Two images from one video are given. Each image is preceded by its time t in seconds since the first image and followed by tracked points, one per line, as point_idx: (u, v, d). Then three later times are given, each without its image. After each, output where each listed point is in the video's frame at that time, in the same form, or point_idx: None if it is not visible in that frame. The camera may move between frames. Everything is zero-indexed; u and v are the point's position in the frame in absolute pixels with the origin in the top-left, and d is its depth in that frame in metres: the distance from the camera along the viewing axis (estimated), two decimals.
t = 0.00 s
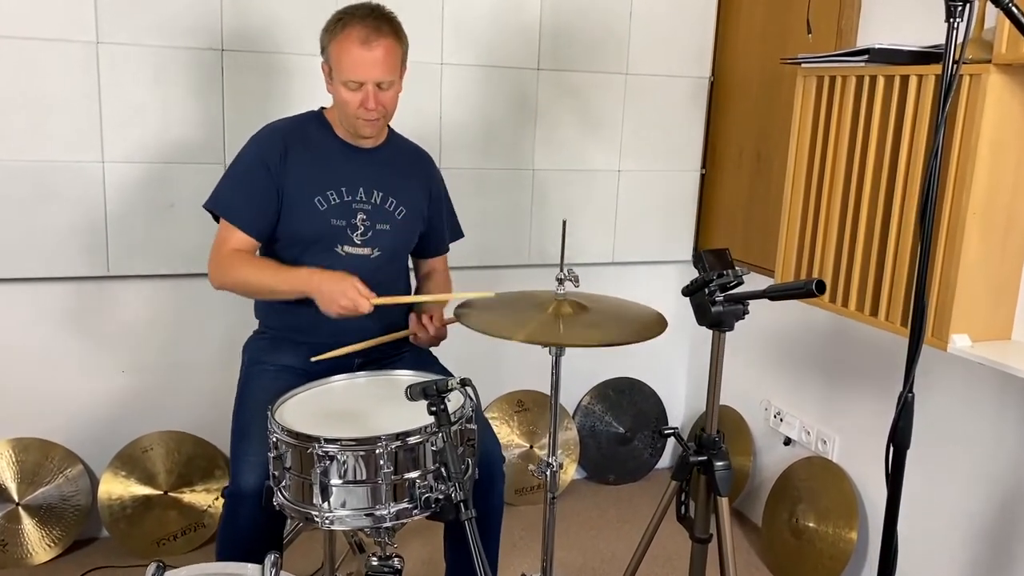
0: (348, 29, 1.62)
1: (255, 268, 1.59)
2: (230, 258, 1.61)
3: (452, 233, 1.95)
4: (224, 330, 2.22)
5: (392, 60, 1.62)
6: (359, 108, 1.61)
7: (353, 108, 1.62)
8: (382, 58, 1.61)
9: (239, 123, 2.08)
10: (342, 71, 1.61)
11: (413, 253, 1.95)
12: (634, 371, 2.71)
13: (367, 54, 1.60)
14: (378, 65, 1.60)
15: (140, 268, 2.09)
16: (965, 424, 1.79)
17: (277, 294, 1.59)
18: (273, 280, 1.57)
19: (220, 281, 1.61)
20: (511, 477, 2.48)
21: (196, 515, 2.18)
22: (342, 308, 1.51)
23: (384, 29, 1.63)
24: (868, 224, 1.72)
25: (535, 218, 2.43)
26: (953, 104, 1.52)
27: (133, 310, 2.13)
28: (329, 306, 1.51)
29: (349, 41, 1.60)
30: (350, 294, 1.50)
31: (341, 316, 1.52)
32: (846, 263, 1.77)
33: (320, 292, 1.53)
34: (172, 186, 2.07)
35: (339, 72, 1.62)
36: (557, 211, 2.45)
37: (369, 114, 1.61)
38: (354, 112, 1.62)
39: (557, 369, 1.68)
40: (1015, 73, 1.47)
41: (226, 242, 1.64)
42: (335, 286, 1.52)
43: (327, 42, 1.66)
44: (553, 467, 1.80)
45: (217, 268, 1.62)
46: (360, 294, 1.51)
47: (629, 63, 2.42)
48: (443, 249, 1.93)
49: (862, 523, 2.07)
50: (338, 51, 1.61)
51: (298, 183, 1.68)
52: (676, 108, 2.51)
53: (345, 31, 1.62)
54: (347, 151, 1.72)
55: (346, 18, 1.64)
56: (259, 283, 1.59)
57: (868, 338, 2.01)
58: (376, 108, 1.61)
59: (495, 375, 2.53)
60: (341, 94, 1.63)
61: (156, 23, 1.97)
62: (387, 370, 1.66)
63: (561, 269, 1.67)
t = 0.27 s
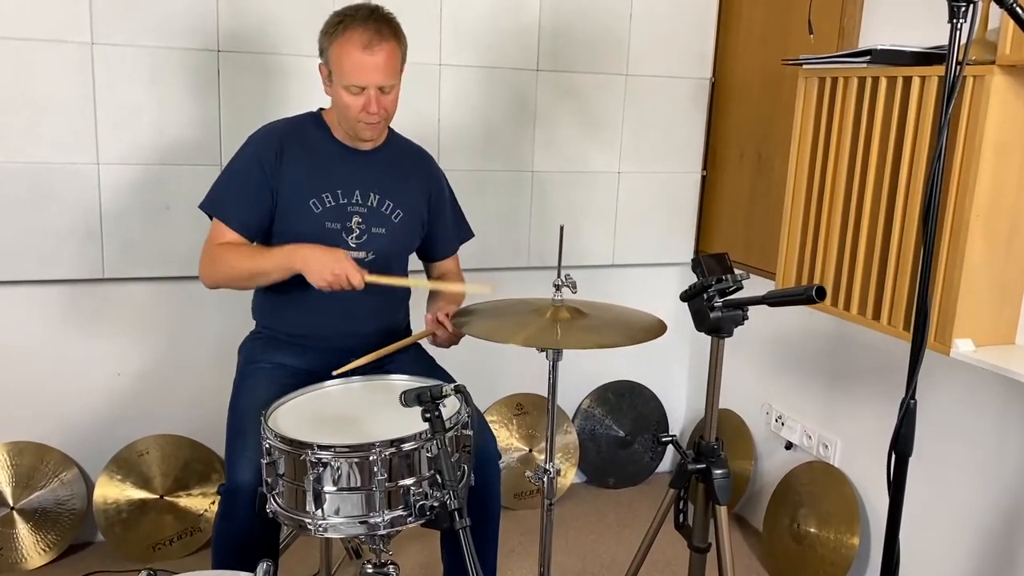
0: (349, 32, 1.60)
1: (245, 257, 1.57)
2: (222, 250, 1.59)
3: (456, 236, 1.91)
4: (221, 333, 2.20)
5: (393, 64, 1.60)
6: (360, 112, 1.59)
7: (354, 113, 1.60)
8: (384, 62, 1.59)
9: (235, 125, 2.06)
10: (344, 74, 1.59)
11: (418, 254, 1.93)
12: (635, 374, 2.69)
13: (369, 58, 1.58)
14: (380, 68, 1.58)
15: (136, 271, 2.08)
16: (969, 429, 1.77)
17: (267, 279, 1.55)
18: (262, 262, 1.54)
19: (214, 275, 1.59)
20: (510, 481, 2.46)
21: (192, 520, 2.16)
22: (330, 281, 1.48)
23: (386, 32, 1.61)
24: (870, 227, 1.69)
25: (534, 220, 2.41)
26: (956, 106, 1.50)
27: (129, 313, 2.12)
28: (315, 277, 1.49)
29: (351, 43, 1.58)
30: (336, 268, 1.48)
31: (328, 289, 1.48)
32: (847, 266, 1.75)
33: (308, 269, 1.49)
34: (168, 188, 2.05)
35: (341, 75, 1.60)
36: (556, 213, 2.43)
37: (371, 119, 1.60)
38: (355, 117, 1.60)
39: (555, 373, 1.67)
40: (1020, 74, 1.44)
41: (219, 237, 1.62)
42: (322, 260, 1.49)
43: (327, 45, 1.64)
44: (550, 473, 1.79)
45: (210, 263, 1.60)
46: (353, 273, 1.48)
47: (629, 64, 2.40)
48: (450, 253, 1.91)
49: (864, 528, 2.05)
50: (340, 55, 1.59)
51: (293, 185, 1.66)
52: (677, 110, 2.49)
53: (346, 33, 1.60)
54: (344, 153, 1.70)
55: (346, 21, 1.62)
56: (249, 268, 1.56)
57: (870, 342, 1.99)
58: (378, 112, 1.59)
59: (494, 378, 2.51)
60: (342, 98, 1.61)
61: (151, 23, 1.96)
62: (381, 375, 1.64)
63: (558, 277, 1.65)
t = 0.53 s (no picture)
0: (357, 21, 1.59)
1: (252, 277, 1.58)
2: (228, 265, 1.59)
3: (455, 238, 1.90)
4: (220, 334, 2.19)
5: (400, 54, 1.60)
6: (368, 102, 1.58)
7: (361, 102, 1.58)
8: (391, 51, 1.59)
9: (234, 125, 2.05)
10: (351, 64, 1.58)
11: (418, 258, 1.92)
12: (637, 376, 2.67)
13: (377, 47, 1.57)
14: (388, 57, 1.58)
15: (135, 272, 2.06)
16: (973, 433, 1.75)
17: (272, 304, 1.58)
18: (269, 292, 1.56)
19: (217, 286, 1.58)
20: (510, 483, 2.45)
21: (191, 523, 2.14)
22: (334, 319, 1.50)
23: (390, 23, 1.61)
24: (874, 229, 1.68)
25: (535, 221, 2.39)
26: (961, 106, 1.48)
27: (127, 315, 2.11)
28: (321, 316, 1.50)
29: (357, 34, 1.58)
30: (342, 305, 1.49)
31: (332, 326, 1.51)
32: (851, 267, 1.73)
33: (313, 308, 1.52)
34: (167, 188, 2.04)
35: (347, 66, 1.59)
36: (557, 214, 2.41)
37: (379, 108, 1.59)
38: (361, 106, 1.59)
39: (554, 376, 1.66)
40: None
41: (222, 249, 1.61)
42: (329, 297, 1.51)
43: (331, 36, 1.62)
44: (550, 477, 1.78)
45: (212, 274, 1.59)
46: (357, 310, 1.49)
47: (631, 64, 2.39)
48: (451, 256, 1.90)
49: (867, 533, 2.03)
50: (347, 44, 1.58)
51: (293, 189, 1.65)
52: (679, 110, 2.47)
53: (353, 23, 1.59)
54: (345, 156, 1.69)
55: (352, 12, 1.61)
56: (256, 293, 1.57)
57: (874, 344, 1.97)
58: (385, 101, 1.59)
59: (495, 380, 2.50)
60: (347, 88, 1.59)
61: (149, 23, 1.95)
62: (381, 378, 1.62)
63: (558, 278, 1.64)
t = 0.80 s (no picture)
0: (374, 34, 1.58)
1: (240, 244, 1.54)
2: (215, 245, 1.56)
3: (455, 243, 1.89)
4: (219, 336, 2.18)
5: (416, 68, 1.61)
6: (388, 117, 1.58)
7: (378, 115, 1.58)
8: (409, 66, 1.59)
9: (233, 125, 2.04)
10: (371, 78, 1.56)
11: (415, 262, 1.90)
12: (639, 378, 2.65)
13: (396, 60, 1.57)
14: (407, 72, 1.58)
15: (133, 273, 2.06)
16: (977, 437, 1.73)
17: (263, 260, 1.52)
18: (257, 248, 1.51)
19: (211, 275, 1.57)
20: (511, 485, 2.43)
21: (190, 525, 2.14)
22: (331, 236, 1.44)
23: (405, 37, 1.61)
24: (877, 230, 1.66)
25: (535, 222, 2.38)
26: (965, 106, 1.46)
27: (126, 316, 2.10)
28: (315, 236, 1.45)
29: (378, 48, 1.57)
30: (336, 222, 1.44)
31: (332, 242, 1.45)
32: (853, 269, 1.71)
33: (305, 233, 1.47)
34: (165, 189, 2.03)
35: (365, 80, 1.57)
36: (558, 215, 2.40)
37: (396, 120, 1.59)
38: (379, 119, 1.58)
39: (552, 378, 1.65)
40: None
41: (213, 237, 1.59)
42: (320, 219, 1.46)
43: (343, 47, 1.60)
44: (548, 481, 1.78)
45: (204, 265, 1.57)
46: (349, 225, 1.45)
47: (633, 64, 2.37)
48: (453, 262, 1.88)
49: (870, 537, 2.01)
50: (365, 56, 1.57)
51: (291, 189, 1.64)
52: (681, 111, 2.45)
53: (370, 36, 1.58)
54: (344, 157, 1.67)
55: (366, 22, 1.60)
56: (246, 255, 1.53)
57: (877, 347, 1.95)
58: (402, 114, 1.59)
59: (496, 381, 2.48)
60: (363, 100, 1.58)
61: (148, 23, 1.94)
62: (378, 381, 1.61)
63: (557, 280, 1.63)
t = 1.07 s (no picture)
0: (399, 51, 1.56)
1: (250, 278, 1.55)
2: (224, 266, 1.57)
3: (454, 248, 1.88)
4: (218, 338, 2.17)
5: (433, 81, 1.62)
6: (411, 133, 1.60)
7: (402, 131, 1.59)
8: (431, 82, 1.60)
9: (232, 127, 2.03)
10: (398, 99, 1.56)
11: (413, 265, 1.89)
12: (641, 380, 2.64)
13: (422, 79, 1.57)
14: (429, 89, 1.60)
15: (133, 275, 2.05)
16: (982, 442, 1.71)
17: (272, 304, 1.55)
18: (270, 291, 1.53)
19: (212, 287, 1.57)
20: (512, 488, 2.42)
21: (189, 528, 2.13)
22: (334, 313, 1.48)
23: (423, 50, 1.60)
24: (880, 233, 1.64)
25: (537, 224, 2.37)
26: (969, 108, 1.45)
27: (126, 318, 2.09)
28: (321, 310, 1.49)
29: (404, 68, 1.56)
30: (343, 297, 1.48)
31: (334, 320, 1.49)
32: (857, 272, 1.69)
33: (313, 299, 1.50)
34: (164, 191, 2.02)
35: (391, 100, 1.56)
36: (559, 217, 2.38)
37: (419, 134, 1.61)
38: (402, 134, 1.59)
39: (551, 381, 1.64)
40: None
41: (215, 249, 1.60)
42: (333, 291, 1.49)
43: (367, 64, 1.57)
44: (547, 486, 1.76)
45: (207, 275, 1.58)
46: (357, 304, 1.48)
47: (635, 65, 2.36)
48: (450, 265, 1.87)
49: (874, 541, 2.00)
50: (393, 76, 1.55)
51: (290, 193, 1.63)
52: (684, 112, 2.44)
53: (395, 54, 1.56)
54: (344, 163, 1.66)
55: (389, 38, 1.57)
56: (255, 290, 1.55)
57: (881, 350, 1.94)
58: (424, 128, 1.61)
59: (497, 384, 2.47)
60: (388, 117, 1.57)
61: (147, 24, 1.93)
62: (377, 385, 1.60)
63: (556, 282, 1.62)
